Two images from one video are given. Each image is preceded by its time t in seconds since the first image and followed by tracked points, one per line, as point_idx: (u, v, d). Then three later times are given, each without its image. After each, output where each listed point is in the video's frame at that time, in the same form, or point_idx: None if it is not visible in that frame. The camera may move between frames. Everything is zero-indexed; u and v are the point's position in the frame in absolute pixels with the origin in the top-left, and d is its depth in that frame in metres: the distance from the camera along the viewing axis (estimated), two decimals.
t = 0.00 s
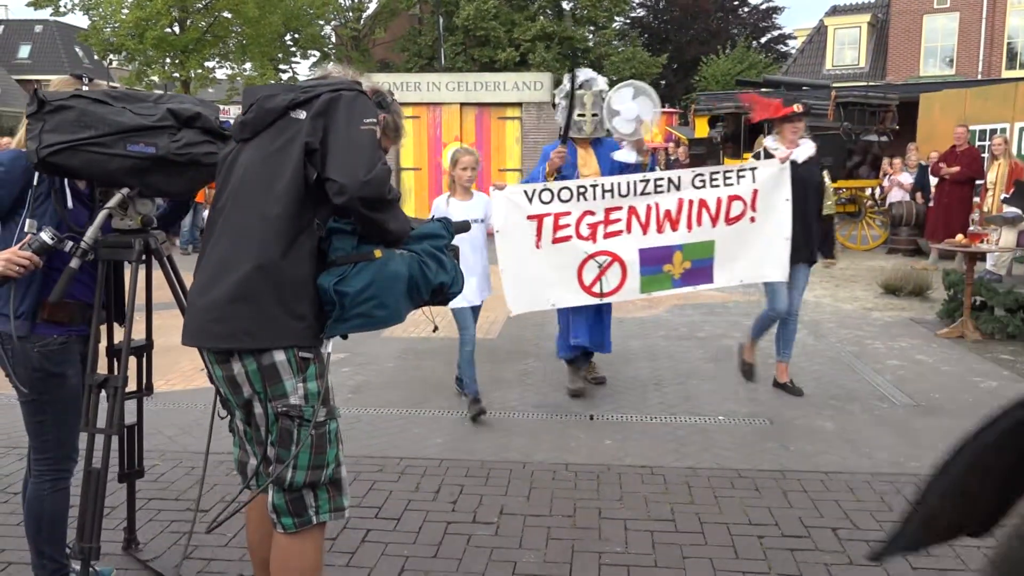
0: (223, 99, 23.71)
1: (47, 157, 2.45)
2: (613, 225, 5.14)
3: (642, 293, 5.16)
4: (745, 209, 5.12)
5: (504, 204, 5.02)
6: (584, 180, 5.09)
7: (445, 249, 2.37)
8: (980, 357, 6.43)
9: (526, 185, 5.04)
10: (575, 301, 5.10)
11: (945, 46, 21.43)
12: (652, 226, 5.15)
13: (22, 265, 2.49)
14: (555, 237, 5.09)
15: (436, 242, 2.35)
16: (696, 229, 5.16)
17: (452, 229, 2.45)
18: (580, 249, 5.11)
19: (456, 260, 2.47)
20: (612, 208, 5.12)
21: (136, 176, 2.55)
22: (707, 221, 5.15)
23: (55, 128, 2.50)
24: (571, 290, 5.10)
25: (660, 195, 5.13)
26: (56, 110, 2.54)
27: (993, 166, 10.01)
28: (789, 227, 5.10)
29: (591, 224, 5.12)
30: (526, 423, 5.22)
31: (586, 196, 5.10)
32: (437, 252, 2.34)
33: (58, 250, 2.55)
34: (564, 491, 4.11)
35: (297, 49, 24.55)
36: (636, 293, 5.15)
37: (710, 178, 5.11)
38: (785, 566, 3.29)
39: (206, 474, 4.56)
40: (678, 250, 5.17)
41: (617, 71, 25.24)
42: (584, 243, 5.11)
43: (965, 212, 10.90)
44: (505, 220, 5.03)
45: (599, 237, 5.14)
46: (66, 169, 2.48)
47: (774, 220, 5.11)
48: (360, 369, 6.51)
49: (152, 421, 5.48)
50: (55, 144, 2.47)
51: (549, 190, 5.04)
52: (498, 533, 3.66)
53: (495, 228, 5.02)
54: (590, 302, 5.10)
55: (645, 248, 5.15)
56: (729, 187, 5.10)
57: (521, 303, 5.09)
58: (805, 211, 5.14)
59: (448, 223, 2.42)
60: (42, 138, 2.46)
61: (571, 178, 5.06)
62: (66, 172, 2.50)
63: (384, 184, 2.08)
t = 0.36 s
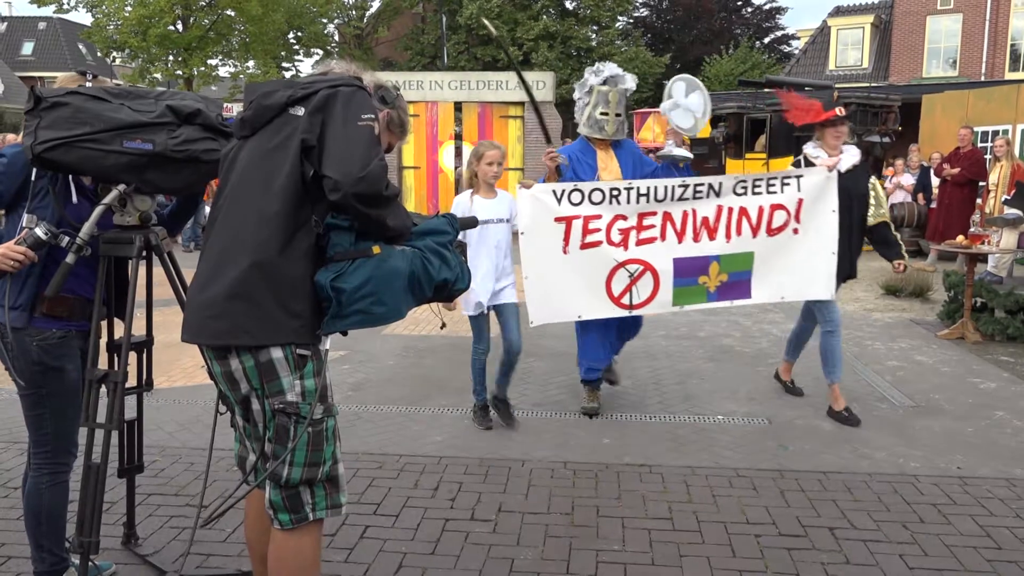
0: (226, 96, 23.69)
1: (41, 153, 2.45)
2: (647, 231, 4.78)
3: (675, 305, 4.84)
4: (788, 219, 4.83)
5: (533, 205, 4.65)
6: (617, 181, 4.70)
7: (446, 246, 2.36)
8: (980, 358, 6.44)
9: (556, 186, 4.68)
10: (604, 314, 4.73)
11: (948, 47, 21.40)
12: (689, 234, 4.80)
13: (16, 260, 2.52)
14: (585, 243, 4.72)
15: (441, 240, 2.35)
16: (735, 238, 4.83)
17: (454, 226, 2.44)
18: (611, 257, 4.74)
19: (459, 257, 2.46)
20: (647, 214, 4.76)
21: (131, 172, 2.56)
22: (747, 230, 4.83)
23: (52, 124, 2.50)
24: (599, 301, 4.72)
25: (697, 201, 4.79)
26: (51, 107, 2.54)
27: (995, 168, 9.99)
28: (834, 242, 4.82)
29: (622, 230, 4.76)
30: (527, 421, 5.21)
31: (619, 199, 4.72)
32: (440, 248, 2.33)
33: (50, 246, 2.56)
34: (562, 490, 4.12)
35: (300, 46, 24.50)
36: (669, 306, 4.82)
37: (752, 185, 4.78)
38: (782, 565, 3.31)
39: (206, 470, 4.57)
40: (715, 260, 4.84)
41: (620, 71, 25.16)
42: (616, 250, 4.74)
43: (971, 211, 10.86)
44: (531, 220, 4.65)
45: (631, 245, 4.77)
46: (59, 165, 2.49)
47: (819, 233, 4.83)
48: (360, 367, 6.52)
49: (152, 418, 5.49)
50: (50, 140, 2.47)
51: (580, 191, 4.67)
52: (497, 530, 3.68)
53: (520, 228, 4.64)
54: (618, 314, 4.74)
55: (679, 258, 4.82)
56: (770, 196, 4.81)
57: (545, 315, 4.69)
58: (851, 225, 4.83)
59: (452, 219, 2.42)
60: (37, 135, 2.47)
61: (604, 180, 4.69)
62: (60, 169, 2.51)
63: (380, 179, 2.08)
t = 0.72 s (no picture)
0: (226, 95, 23.69)
1: (33, 150, 2.47)
2: (692, 239, 4.52)
3: (721, 318, 4.60)
4: (842, 222, 4.61)
5: (570, 215, 4.29)
6: (664, 186, 4.41)
7: (446, 247, 2.35)
8: (976, 363, 6.44)
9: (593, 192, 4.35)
10: (646, 326, 4.43)
11: (948, 51, 21.40)
12: (737, 241, 4.56)
13: (5, 254, 2.53)
14: (626, 252, 4.43)
15: (440, 240, 2.34)
16: (785, 245, 4.61)
17: (455, 227, 2.43)
18: (653, 268, 4.46)
19: (459, 257, 2.45)
20: (692, 221, 4.49)
21: (122, 169, 2.55)
22: (799, 236, 4.62)
23: (44, 121, 2.52)
24: (641, 313, 4.41)
25: (746, 206, 4.54)
26: (45, 104, 2.55)
27: (993, 173, 10.01)
28: (890, 243, 4.61)
29: (666, 238, 4.47)
30: (521, 421, 5.21)
31: (663, 206, 4.44)
32: (439, 249, 2.32)
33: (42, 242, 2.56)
34: (556, 491, 4.11)
35: (300, 45, 24.50)
36: (714, 317, 4.57)
37: (804, 188, 4.56)
38: (774, 567, 3.31)
39: (201, 469, 4.56)
40: (765, 269, 4.62)
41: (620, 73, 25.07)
42: (659, 260, 4.46)
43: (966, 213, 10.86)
44: (568, 232, 4.31)
45: (676, 254, 4.50)
46: (50, 161, 2.50)
47: (873, 236, 4.62)
48: (356, 366, 6.51)
49: (148, 415, 5.48)
50: (42, 136, 2.48)
51: (620, 198, 4.36)
52: (490, 531, 3.67)
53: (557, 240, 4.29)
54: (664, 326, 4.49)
55: (726, 267, 4.58)
56: (823, 200, 4.58)
57: (584, 331, 4.39)
58: (903, 225, 4.64)
59: (451, 219, 2.41)
60: (29, 132, 2.49)
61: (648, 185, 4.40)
62: (52, 165, 2.52)
63: (378, 178, 2.07)
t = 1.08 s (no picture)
0: (222, 95, 23.65)
1: (32, 149, 2.48)
2: (743, 246, 3.90)
3: (773, 333, 3.97)
4: (906, 228, 3.98)
5: (614, 221, 3.71)
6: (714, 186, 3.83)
7: (443, 249, 2.35)
8: (971, 363, 6.46)
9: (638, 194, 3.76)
10: (688, 341, 3.88)
11: (944, 52, 21.41)
12: (793, 248, 3.93)
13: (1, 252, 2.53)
14: (671, 262, 3.83)
15: (435, 241, 2.33)
16: (844, 253, 3.98)
17: (451, 228, 2.41)
18: (702, 278, 3.85)
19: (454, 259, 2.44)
20: (745, 225, 3.88)
21: (122, 169, 2.55)
22: (859, 243, 3.97)
23: (43, 120, 2.52)
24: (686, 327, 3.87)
25: (804, 209, 3.91)
26: (43, 104, 2.55)
27: (988, 173, 10.02)
28: (957, 252, 3.99)
29: (715, 246, 3.87)
30: (518, 421, 5.21)
31: (712, 209, 3.85)
32: (435, 250, 2.31)
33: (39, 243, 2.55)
34: (552, 491, 4.11)
35: (296, 45, 24.46)
36: (766, 333, 3.95)
37: (866, 188, 3.92)
38: (770, 567, 3.31)
39: (198, 469, 4.56)
40: (822, 279, 3.98)
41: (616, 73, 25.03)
42: (707, 269, 3.85)
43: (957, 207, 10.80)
44: (612, 242, 3.72)
45: (727, 262, 3.89)
46: (49, 160, 2.50)
47: (940, 246, 3.99)
48: (352, 366, 6.51)
49: (143, 416, 5.47)
50: (43, 136, 2.48)
51: (666, 200, 3.76)
52: (487, 531, 3.67)
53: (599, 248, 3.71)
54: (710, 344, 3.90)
55: (780, 277, 3.94)
56: (889, 201, 3.95)
57: (622, 348, 3.79)
58: (972, 231, 4.01)
59: (446, 221, 2.40)
60: (28, 132, 2.49)
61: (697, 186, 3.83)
62: (51, 164, 2.52)
63: (381, 180, 2.08)
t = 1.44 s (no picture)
0: (214, 95, 23.57)
1: (69, 148, 2.44)
2: (795, 253, 3.58)
3: (825, 349, 3.64)
4: (966, 233, 3.73)
5: (658, 224, 3.31)
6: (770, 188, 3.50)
7: (431, 250, 2.36)
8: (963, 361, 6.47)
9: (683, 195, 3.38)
10: (738, 361, 3.51)
11: (935, 52, 21.50)
12: (847, 256, 3.63)
13: (42, 254, 2.41)
14: (720, 271, 3.46)
15: (423, 241, 2.33)
16: (901, 261, 3.69)
17: (437, 227, 2.43)
18: (751, 289, 3.51)
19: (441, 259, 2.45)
20: (797, 231, 3.57)
21: (140, 169, 2.53)
22: (918, 250, 3.69)
23: (73, 119, 2.48)
24: (734, 344, 3.50)
25: (859, 213, 3.63)
26: (74, 102, 2.51)
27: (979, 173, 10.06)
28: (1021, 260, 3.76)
29: (767, 253, 3.53)
30: (511, 421, 5.21)
31: (764, 212, 3.53)
32: (425, 251, 2.32)
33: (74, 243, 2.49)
34: (546, 490, 4.12)
35: (290, 45, 24.42)
36: (818, 350, 3.62)
37: (926, 191, 3.68)
38: (764, 565, 3.32)
39: (192, 470, 4.54)
40: (878, 290, 3.68)
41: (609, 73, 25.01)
42: (758, 280, 3.51)
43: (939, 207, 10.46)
44: (655, 240, 3.32)
45: (777, 272, 3.56)
46: (84, 160, 2.48)
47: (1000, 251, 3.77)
48: (346, 367, 6.50)
49: (137, 416, 5.45)
50: (77, 135, 2.46)
51: (715, 203, 3.42)
52: (481, 531, 3.67)
53: (641, 254, 3.29)
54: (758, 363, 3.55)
55: (833, 287, 3.63)
56: (950, 206, 3.70)
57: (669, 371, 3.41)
58: None
59: (433, 221, 2.40)
60: (63, 130, 2.45)
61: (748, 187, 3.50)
62: (80, 164, 2.49)
63: (382, 180, 2.08)
